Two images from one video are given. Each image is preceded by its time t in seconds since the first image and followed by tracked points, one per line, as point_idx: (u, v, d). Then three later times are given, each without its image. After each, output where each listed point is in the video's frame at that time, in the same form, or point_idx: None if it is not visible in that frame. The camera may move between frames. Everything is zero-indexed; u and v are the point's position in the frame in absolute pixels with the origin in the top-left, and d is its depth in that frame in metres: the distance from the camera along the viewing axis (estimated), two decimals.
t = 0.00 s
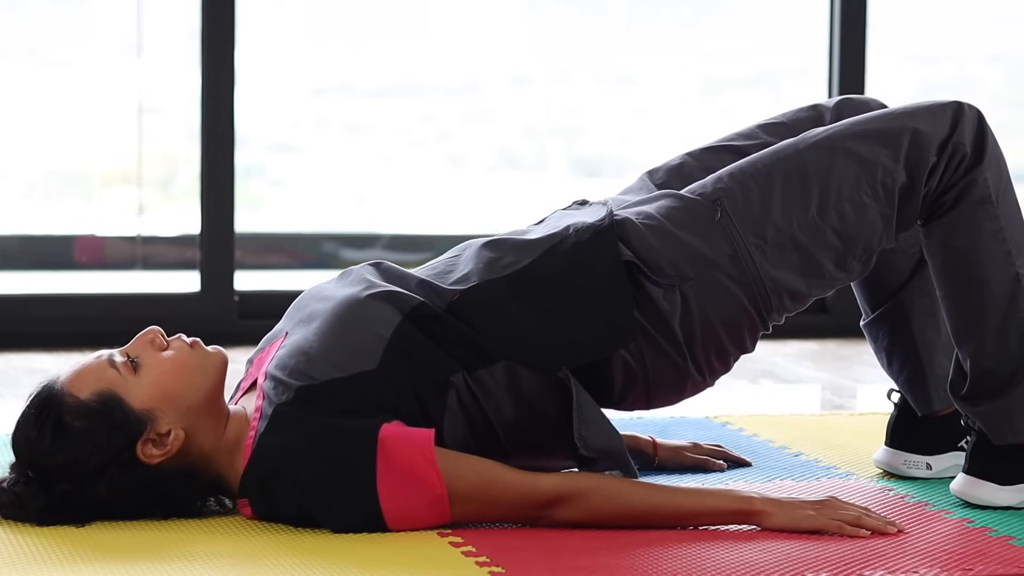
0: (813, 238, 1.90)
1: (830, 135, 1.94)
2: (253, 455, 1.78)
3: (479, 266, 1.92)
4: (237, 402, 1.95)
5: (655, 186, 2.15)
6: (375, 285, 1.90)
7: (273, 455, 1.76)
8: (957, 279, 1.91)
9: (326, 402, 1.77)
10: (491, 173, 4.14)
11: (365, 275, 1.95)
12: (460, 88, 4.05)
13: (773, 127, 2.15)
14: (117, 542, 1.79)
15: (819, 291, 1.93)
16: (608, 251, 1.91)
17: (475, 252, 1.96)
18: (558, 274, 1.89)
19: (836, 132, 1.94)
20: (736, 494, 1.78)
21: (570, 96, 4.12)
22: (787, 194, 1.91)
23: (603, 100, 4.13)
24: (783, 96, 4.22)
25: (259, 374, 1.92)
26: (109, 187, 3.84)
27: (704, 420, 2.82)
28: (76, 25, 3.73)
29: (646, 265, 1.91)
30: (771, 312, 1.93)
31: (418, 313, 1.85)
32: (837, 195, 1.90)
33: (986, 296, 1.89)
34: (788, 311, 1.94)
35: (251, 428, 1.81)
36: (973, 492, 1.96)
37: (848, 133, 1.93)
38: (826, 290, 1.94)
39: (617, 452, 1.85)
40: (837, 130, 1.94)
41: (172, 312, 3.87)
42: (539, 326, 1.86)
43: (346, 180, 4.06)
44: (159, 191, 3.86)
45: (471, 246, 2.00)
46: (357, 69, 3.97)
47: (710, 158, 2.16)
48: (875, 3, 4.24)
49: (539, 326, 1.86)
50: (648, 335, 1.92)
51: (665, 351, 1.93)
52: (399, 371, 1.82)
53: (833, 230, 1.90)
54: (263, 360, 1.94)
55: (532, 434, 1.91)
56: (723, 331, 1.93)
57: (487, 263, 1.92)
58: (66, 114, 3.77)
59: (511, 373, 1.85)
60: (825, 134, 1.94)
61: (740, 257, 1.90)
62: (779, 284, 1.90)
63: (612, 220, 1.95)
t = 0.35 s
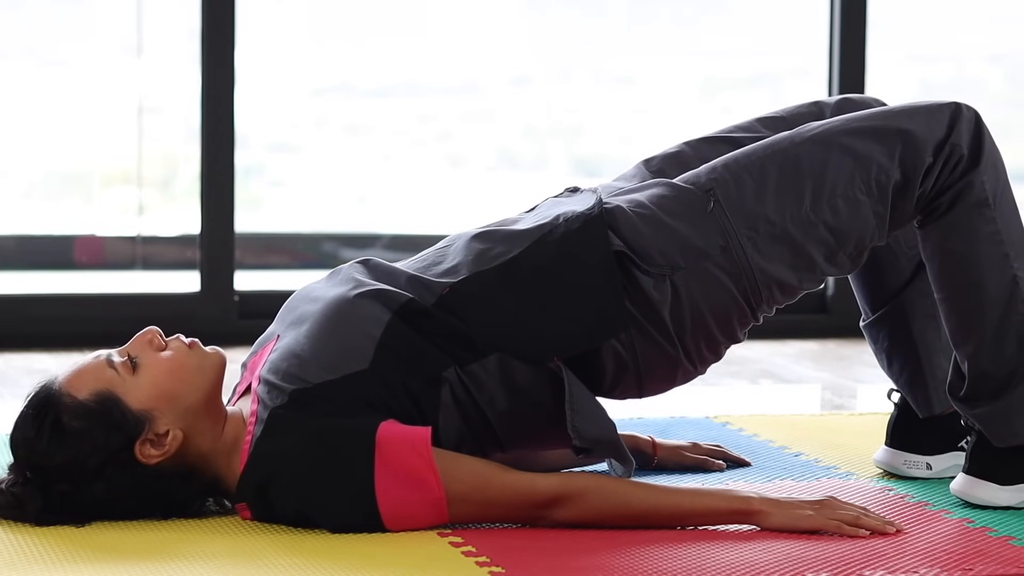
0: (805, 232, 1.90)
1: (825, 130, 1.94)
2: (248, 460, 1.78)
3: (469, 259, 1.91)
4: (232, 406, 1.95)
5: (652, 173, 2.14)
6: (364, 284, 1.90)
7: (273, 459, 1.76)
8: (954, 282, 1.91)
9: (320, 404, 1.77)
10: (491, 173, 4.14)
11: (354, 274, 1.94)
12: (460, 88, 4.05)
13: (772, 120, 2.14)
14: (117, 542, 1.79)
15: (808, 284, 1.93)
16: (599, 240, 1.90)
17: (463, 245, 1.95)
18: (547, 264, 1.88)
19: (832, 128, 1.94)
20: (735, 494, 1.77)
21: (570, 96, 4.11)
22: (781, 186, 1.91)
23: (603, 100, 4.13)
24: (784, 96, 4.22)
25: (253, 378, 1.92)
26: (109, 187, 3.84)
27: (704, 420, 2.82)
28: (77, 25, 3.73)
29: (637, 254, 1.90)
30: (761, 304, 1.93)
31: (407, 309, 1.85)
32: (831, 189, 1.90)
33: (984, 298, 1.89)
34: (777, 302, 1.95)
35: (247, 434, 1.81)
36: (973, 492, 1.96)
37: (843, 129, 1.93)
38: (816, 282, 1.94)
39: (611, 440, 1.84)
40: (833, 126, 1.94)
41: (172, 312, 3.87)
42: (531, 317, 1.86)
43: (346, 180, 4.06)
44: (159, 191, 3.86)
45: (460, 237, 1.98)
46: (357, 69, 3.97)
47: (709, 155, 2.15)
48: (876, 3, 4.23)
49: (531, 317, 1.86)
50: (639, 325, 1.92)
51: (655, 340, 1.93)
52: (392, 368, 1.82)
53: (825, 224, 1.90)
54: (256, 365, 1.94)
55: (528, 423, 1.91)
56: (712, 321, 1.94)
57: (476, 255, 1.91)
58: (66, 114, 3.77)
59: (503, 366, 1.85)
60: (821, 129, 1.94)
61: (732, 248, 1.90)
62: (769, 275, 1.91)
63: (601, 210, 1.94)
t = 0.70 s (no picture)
0: (800, 229, 1.90)
1: (823, 128, 1.94)
2: (247, 462, 1.78)
3: (464, 253, 1.90)
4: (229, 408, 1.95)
5: (648, 168, 2.14)
6: (358, 284, 1.90)
7: (273, 461, 1.76)
8: (953, 283, 1.91)
9: (317, 405, 1.77)
10: (491, 173, 4.14)
11: (348, 274, 1.94)
12: (460, 88, 4.05)
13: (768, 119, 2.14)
14: (117, 542, 1.79)
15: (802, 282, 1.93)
16: (595, 234, 1.90)
17: (457, 240, 1.95)
18: (543, 258, 1.88)
19: (830, 126, 1.94)
20: (734, 495, 1.77)
21: (570, 96, 4.11)
22: (777, 183, 1.91)
23: (603, 100, 4.12)
24: (784, 96, 4.22)
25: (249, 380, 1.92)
26: (109, 187, 3.84)
27: (703, 420, 2.82)
28: (77, 25, 3.73)
29: (632, 248, 1.90)
30: (754, 299, 1.93)
31: (401, 309, 1.85)
32: (827, 187, 1.90)
33: (982, 299, 1.89)
34: (771, 298, 1.95)
35: (246, 436, 1.81)
36: (973, 492, 1.95)
37: (842, 127, 1.93)
38: (810, 280, 1.94)
39: (607, 434, 1.82)
40: (831, 124, 1.94)
41: (172, 312, 3.88)
42: (526, 312, 1.85)
43: (346, 180, 4.07)
44: (159, 191, 3.86)
45: (454, 232, 1.98)
46: (357, 69, 3.97)
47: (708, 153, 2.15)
48: (876, 3, 4.23)
49: (526, 312, 1.85)
50: (633, 319, 1.92)
51: (649, 335, 1.93)
52: (389, 368, 1.81)
53: (820, 222, 1.90)
54: (253, 367, 1.94)
55: (523, 417, 1.91)
56: (706, 317, 1.94)
57: (470, 250, 1.91)
58: (66, 114, 3.77)
59: (498, 361, 1.85)
60: (819, 127, 1.94)
61: (727, 244, 1.90)
62: (763, 271, 1.91)
63: (595, 204, 1.93)
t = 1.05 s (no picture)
0: (801, 229, 1.90)
1: (823, 127, 1.94)
2: (247, 462, 1.78)
3: (465, 253, 1.90)
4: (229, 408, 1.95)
5: (647, 168, 2.14)
6: (359, 285, 1.89)
7: (274, 462, 1.76)
8: (953, 284, 1.91)
9: (316, 405, 1.76)
10: (491, 174, 4.14)
11: (349, 274, 1.94)
12: (460, 88, 4.05)
13: (767, 120, 2.14)
14: (117, 542, 1.79)
15: (802, 283, 1.93)
16: (595, 234, 1.90)
17: (458, 241, 1.95)
18: (544, 259, 1.88)
19: (830, 125, 1.94)
20: (734, 494, 1.77)
21: (570, 96, 4.11)
22: (777, 183, 1.91)
23: (603, 100, 4.12)
24: (784, 96, 4.22)
25: (250, 381, 1.92)
26: (109, 187, 3.84)
27: (703, 420, 2.82)
28: (77, 25, 3.73)
29: (633, 248, 1.90)
30: (755, 299, 1.93)
31: (402, 309, 1.84)
32: (828, 186, 1.90)
33: (983, 298, 1.89)
34: (772, 299, 1.95)
35: (246, 437, 1.81)
36: (973, 491, 1.95)
37: (841, 126, 1.93)
38: (811, 280, 1.94)
39: (606, 435, 1.82)
40: (832, 123, 1.94)
41: (173, 313, 3.88)
42: (526, 311, 1.85)
43: (346, 180, 4.07)
44: (159, 191, 3.86)
45: (455, 233, 1.98)
46: (357, 69, 3.97)
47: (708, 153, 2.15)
48: (876, 2, 4.23)
49: (526, 311, 1.85)
50: (634, 319, 1.92)
51: (649, 334, 1.93)
52: (389, 368, 1.81)
53: (821, 221, 1.90)
54: (253, 367, 1.94)
55: (523, 418, 1.91)
56: (707, 316, 1.94)
57: (471, 250, 1.91)
58: (66, 114, 3.77)
59: (499, 362, 1.85)
60: (819, 127, 1.94)
61: (727, 244, 1.90)
62: (764, 272, 1.91)
63: (596, 205, 1.93)
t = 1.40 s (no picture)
0: (800, 228, 1.90)
1: (823, 127, 1.94)
2: (246, 462, 1.78)
3: (466, 254, 1.90)
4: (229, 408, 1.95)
5: (647, 169, 2.14)
6: (359, 285, 1.89)
7: (274, 462, 1.76)
8: (953, 283, 1.91)
9: (316, 405, 1.76)
10: (491, 173, 4.14)
11: (349, 274, 1.94)
12: (460, 88, 4.05)
13: (767, 120, 2.14)
14: (117, 542, 1.79)
15: (802, 282, 1.93)
16: (596, 234, 1.90)
17: (458, 241, 1.95)
18: (544, 259, 1.88)
19: (830, 125, 1.94)
20: (734, 494, 1.77)
21: (570, 96, 4.11)
22: (777, 182, 1.91)
23: (603, 100, 4.12)
24: (784, 96, 4.22)
25: (250, 381, 1.92)
26: (109, 187, 3.84)
27: (703, 420, 2.82)
28: (77, 25, 3.73)
29: (633, 248, 1.90)
30: (756, 299, 1.93)
31: (403, 309, 1.84)
32: (828, 186, 1.90)
33: (982, 297, 1.89)
34: (772, 299, 1.95)
35: (246, 436, 1.81)
36: (973, 491, 1.95)
37: (841, 126, 1.93)
38: (812, 279, 1.94)
39: (606, 435, 1.82)
40: (832, 123, 1.94)
41: (173, 313, 3.87)
42: (527, 311, 1.85)
43: (346, 179, 4.07)
44: (160, 191, 3.86)
45: (455, 234, 1.98)
46: (357, 69, 3.97)
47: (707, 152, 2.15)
48: (876, 2, 4.23)
49: (527, 311, 1.85)
50: (635, 319, 1.92)
51: (650, 334, 1.93)
52: (390, 368, 1.81)
53: (821, 221, 1.90)
54: (253, 367, 1.94)
55: (524, 418, 1.91)
56: (708, 316, 1.94)
57: (472, 250, 1.91)
58: (66, 114, 3.77)
59: (499, 362, 1.85)
60: (818, 127, 1.94)
61: (727, 243, 1.90)
62: (764, 272, 1.91)
63: (596, 206, 1.93)
